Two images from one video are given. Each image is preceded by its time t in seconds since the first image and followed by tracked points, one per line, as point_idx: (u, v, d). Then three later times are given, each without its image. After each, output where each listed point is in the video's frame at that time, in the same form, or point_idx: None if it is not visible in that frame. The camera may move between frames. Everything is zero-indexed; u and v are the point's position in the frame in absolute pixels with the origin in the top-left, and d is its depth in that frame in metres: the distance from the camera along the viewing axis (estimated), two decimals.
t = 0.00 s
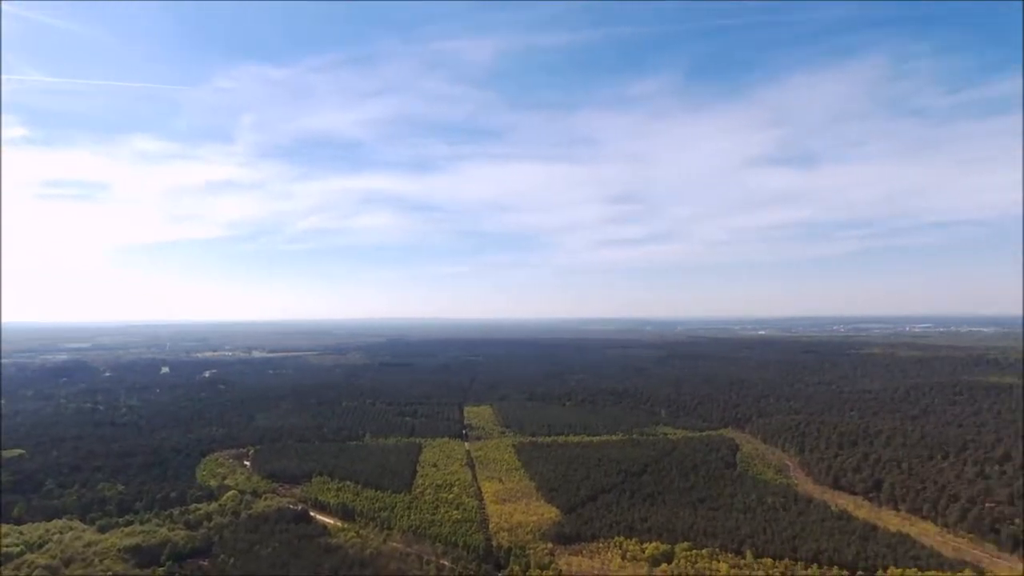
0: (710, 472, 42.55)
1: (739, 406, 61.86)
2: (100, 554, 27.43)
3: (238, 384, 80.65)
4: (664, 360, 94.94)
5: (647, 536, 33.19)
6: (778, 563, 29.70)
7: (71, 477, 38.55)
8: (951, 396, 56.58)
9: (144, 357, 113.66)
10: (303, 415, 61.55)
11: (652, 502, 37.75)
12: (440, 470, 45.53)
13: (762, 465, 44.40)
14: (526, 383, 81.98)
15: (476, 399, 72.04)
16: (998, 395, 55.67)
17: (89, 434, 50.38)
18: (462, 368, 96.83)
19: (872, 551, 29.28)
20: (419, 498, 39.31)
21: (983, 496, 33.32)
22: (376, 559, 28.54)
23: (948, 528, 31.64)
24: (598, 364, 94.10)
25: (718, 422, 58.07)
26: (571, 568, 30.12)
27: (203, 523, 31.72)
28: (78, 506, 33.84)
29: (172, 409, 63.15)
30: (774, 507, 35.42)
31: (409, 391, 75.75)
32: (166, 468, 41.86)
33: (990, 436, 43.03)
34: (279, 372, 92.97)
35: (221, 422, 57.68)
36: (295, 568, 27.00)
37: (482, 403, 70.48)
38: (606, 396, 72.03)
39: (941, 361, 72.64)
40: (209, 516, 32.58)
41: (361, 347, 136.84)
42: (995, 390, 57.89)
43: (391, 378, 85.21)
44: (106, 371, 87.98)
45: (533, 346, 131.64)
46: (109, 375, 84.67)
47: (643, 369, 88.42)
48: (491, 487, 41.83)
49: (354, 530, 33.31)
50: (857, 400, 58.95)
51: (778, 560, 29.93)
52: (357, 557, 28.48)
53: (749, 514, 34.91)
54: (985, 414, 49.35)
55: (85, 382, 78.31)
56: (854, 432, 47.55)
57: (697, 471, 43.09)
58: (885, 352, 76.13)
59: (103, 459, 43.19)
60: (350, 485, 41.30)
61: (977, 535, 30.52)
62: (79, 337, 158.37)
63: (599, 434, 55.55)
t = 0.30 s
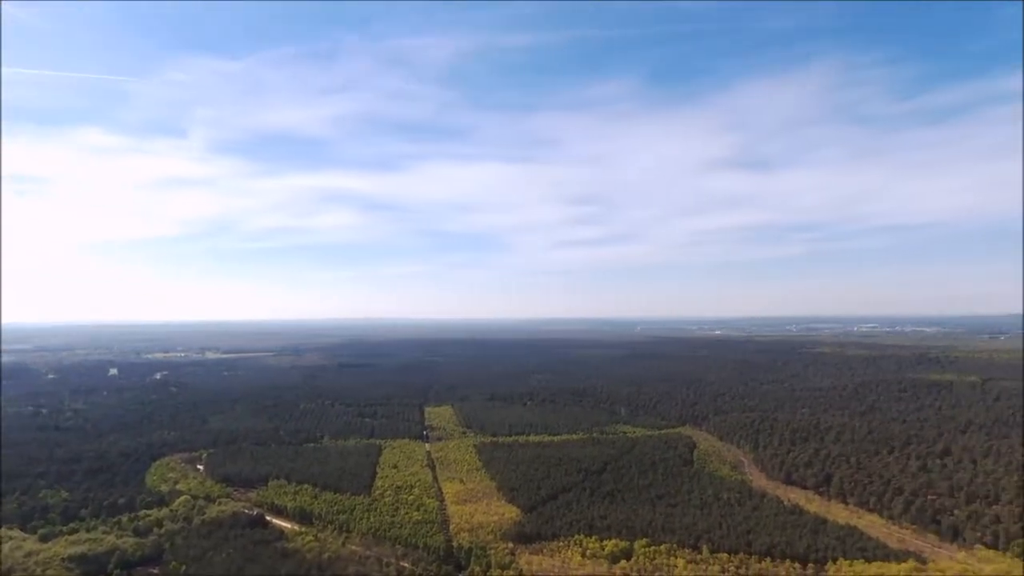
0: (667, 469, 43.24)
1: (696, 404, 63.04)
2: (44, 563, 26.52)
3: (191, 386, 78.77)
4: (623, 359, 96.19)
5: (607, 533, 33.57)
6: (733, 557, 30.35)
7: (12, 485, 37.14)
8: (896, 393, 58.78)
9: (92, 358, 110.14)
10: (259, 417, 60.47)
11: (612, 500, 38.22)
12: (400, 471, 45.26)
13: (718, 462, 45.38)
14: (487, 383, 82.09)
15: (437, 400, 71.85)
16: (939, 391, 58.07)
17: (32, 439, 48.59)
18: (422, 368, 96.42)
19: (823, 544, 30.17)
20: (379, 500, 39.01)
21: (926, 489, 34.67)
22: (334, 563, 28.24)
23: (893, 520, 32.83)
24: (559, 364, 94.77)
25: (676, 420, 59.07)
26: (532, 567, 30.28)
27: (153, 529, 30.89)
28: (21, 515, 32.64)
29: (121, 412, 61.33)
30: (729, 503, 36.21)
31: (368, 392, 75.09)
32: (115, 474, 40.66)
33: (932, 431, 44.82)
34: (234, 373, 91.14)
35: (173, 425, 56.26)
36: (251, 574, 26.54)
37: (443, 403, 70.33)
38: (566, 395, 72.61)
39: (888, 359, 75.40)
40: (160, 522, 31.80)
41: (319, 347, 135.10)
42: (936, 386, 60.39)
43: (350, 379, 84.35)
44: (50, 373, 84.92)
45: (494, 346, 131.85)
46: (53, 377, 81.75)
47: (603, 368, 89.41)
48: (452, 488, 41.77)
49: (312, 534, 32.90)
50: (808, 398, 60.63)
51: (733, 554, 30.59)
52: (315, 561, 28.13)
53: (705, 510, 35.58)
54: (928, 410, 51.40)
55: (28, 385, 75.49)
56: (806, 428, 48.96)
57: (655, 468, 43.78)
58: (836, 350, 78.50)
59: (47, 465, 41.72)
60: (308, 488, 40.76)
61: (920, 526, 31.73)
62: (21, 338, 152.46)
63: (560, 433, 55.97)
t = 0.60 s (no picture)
0: (626, 468, 43.75)
1: (655, 403, 63.97)
2: None
3: (141, 388, 76.55)
4: (584, 359, 97.03)
5: (567, 533, 33.78)
6: (690, 553, 30.85)
7: None
8: (845, 391, 60.70)
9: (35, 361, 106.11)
10: (212, 420, 59.10)
11: (572, 499, 38.50)
12: (359, 474, 44.77)
13: (676, 460, 46.11)
14: (448, 383, 81.84)
15: (397, 401, 71.33)
16: (886, 389, 60.20)
17: None
18: (382, 369, 95.58)
19: (776, 539, 30.91)
20: (337, 503, 38.53)
21: (873, 483, 35.84)
22: (290, 568, 27.82)
23: (842, 514, 33.84)
24: (520, 364, 95.02)
25: (634, 419, 59.79)
26: (492, 567, 30.29)
27: (100, 538, 29.91)
28: None
29: (67, 416, 59.25)
30: (686, 501, 36.84)
31: (326, 394, 74.11)
32: (59, 481, 39.26)
33: (878, 428, 46.41)
34: (187, 375, 88.90)
35: (121, 429, 54.58)
36: None
37: (403, 405, 69.85)
38: (527, 396, 72.85)
39: (838, 359, 77.79)
40: (107, 530, 30.83)
41: (277, 348, 132.85)
42: (882, 385, 62.55)
43: (308, 381, 83.08)
44: None
45: (455, 347, 131.57)
46: None
47: (563, 368, 90.01)
48: (412, 490, 41.52)
49: (268, 539, 32.31)
50: (763, 396, 62.04)
51: (690, 550, 31.12)
52: (270, 566, 27.66)
53: (663, 508, 36.12)
54: (875, 407, 53.17)
55: None
56: (759, 426, 50.13)
57: (614, 467, 44.28)
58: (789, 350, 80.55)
59: None
60: (264, 492, 40.03)
61: (867, 519, 32.79)
62: None
63: (521, 433, 56.13)
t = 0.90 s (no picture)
0: (587, 467, 44.10)
1: (615, 403, 64.62)
2: None
3: (89, 391, 74.06)
4: (545, 360, 97.42)
5: (528, 532, 33.87)
6: (649, 550, 31.24)
7: None
8: (798, 390, 62.29)
9: None
10: (165, 424, 57.54)
11: (533, 499, 38.64)
12: (317, 477, 44.12)
13: (636, 458, 46.68)
14: (409, 384, 81.32)
15: (357, 402, 70.52)
16: (836, 387, 61.97)
17: None
18: (341, 370, 94.39)
19: (732, 534, 31.52)
20: (295, 508, 37.91)
21: (824, 478, 36.85)
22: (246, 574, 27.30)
23: (795, 509, 34.76)
24: (482, 365, 94.93)
25: (595, 419, 60.30)
26: (453, 569, 30.17)
27: (43, 548, 28.86)
28: None
29: (10, 421, 56.99)
30: (645, 498, 37.33)
31: (284, 396, 72.86)
32: None
33: (829, 425, 47.76)
34: (138, 377, 86.37)
35: (67, 434, 52.74)
36: None
37: (363, 406, 69.12)
38: (488, 396, 72.82)
39: (791, 359, 79.68)
40: (52, 540, 29.76)
41: (233, 349, 130.08)
42: (833, 383, 64.38)
43: (265, 383, 81.57)
44: None
45: (416, 348, 130.78)
46: None
47: (525, 368, 90.24)
48: (372, 492, 41.12)
49: (223, 545, 31.63)
50: (720, 395, 63.21)
51: (649, 547, 31.51)
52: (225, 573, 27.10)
53: (623, 506, 36.51)
54: (826, 405, 54.67)
55: None
56: (716, 424, 51.07)
57: (575, 466, 44.59)
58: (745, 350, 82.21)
59: None
60: (219, 497, 39.16)
61: (819, 514, 33.70)
62: None
63: (482, 433, 56.10)
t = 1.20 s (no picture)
0: (548, 467, 44.31)
1: (576, 402, 65.11)
2: None
3: (32, 395, 71.38)
4: (506, 360, 97.49)
5: (489, 533, 33.85)
6: (609, 548, 31.50)
7: None
8: (753, 388, 63.63)
9: None
10: (113, 429, 55.77)
11: (494, 499, 38.63)
12: (274, 481, 43.30)
13: (596, 457, 47.07)
14: (369, 385, 80.53)
15: (315, 404, 69.46)
16: (790, 386, 63.54)
17: None
18: (299, 372, 92.85)
19: (689, 530, 32.01)
20: (251, 512, 37.13)
21: (777, 474, 37.73)
22: None
23: (749, 504, 35.51)
24: (443, 365, 94.55)
25: (555, 419, 60.61)
26: (413, 571, 29.95)
27: None
28: None
29: None
30: (605, 497, 37.65)
31: (240, 398, 71.37)
32: None
33: (783, 422, 48.93)
34: (85, 380, 83.55)
35: (8, 440, 50.69)
36: None
37: (322, 408, 68.14)
38: (449, 397, 72.55)
39: (747, 359, 81.37)
40: None
41: (187, 351, 126.81)
42: (786, 381, 66.00)
43: (220, 384, 79.77)
44: None
45: (376, 349, 129.55)
46: None
47: (486, 369, 90.19)
48: (331, 495, 40.55)
49: (175, 552, 30.83)
50: (678, 394, 64.21)
51: (609, 545, 31.79)
52: None
53: (584, 504, 36.76)
54: (780, 403, 55.99)
55: None
56: (674, 422, 51.85)
57: (536, 466, 44.72)
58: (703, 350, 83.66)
59: None
60: (171, 503, 38.12)
61: (773, 509, 34.50)
62: None
63: (442, 434, 55.88)
